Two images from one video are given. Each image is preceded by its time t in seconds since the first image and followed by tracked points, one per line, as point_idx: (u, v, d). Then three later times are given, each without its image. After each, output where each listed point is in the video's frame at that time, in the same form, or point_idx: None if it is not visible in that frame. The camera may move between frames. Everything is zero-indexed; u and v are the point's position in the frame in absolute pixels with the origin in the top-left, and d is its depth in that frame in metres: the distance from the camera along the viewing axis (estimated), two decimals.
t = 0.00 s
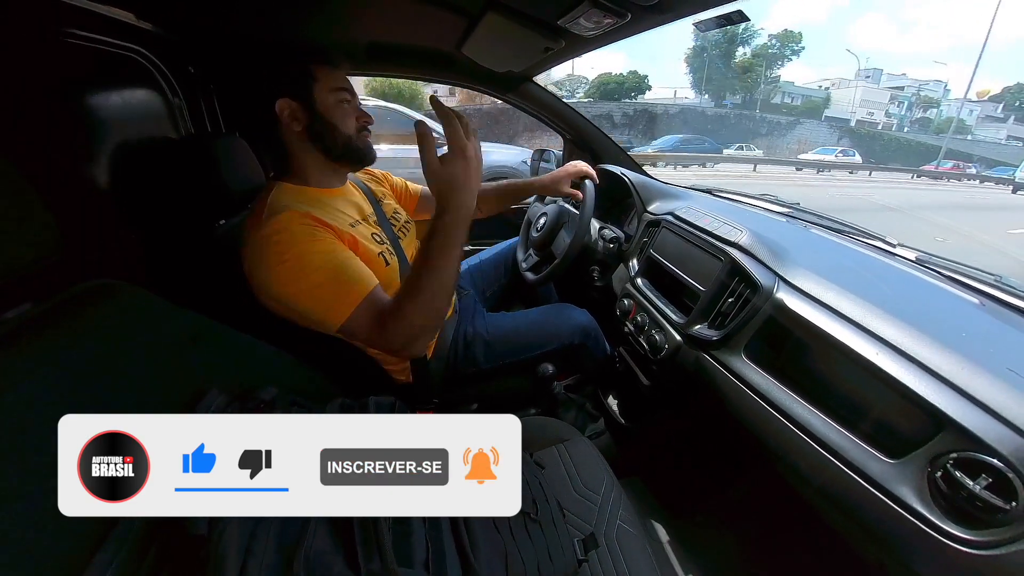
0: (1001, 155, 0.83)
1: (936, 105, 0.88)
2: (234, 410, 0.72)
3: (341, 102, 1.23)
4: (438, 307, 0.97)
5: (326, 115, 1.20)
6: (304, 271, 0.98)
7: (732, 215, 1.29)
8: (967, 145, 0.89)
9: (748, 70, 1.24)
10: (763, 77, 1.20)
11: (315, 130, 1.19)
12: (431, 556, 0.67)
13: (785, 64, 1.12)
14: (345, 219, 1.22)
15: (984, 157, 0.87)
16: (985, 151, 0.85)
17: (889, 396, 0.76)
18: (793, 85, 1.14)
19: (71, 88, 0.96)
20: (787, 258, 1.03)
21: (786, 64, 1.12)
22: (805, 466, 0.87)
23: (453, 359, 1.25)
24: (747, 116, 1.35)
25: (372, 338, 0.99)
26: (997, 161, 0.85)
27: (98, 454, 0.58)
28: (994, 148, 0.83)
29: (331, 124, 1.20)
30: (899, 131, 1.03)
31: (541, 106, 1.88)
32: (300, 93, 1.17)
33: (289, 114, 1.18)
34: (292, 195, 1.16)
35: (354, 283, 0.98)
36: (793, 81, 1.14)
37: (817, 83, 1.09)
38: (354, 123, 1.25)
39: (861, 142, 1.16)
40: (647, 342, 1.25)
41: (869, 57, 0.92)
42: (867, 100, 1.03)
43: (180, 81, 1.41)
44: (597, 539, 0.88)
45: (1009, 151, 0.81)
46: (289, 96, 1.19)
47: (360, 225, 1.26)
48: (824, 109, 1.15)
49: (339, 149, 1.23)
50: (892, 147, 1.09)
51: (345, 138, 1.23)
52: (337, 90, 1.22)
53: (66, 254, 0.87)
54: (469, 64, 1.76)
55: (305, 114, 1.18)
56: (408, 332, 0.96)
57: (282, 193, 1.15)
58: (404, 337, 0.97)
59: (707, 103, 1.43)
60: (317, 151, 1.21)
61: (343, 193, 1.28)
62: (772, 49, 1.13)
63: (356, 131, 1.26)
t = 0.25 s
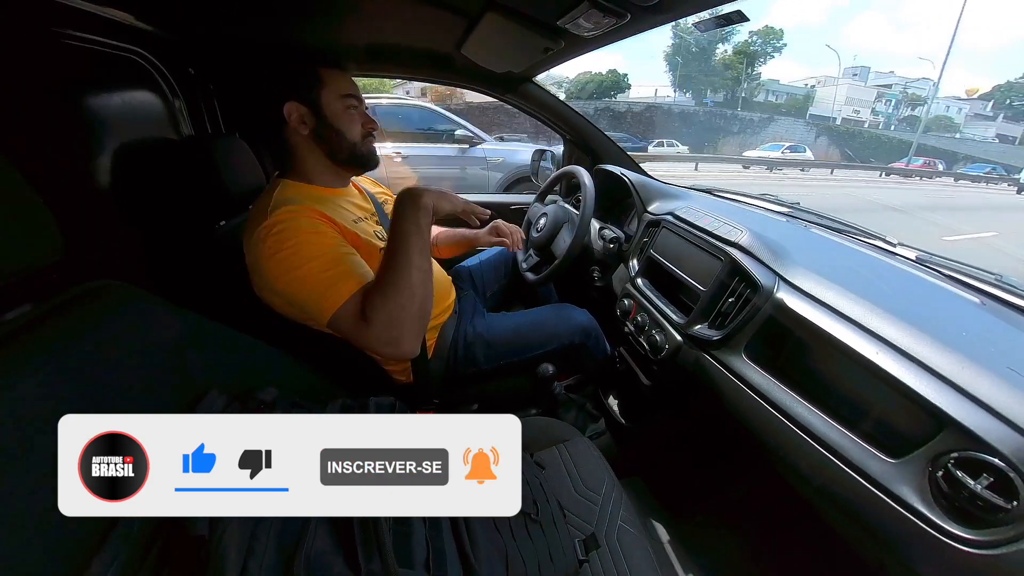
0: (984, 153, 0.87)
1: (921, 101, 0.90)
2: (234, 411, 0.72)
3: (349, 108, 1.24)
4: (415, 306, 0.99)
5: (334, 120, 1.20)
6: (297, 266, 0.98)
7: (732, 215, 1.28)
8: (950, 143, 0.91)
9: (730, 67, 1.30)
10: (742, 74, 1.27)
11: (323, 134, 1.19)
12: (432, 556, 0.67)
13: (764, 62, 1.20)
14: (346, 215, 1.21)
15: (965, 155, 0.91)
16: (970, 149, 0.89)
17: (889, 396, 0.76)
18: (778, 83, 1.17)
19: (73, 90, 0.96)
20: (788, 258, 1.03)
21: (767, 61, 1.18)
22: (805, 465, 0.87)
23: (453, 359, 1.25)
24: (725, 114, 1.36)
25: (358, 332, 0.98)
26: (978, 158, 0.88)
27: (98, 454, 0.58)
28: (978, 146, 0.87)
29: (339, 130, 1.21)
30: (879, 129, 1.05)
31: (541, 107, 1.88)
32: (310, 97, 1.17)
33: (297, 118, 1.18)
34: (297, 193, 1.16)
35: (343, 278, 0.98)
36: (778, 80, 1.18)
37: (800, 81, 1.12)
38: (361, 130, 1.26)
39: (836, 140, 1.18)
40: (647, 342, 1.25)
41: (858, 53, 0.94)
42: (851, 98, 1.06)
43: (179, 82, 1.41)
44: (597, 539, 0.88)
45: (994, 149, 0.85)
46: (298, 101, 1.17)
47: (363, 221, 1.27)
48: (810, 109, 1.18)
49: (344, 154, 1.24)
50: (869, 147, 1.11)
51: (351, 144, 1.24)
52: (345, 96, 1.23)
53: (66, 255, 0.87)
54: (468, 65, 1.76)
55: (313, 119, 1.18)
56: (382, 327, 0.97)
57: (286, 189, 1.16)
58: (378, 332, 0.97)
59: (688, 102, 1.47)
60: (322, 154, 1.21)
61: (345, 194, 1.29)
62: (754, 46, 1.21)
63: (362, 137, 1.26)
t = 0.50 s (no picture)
0: (969, 151, 0.92)
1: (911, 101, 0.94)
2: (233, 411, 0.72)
3: (346, 109, 1.24)
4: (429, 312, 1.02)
5: (332, 121, 1.21)
6: (310, 270, 0.98)
7: (732, 216, 1.29)
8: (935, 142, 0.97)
9: (711, 64, 1.39)
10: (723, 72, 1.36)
11: (320, 136, 1.20)
12: (431, 556, 0.67)
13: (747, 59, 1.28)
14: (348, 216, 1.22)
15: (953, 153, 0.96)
16: (956, 147, 0.94)
17: (888, 397, 0.76)
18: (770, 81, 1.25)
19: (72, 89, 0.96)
20: (787, 259, 1.03)
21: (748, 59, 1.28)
22: (804, 465, 0.87)
23: (452, 360, 1.25)
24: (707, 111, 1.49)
25: (370, 336, 0.99)
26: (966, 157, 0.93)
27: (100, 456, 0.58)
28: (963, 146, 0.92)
29: (336, 131, 1.21)
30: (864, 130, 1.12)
31: (541, 108, 1.88)
32: (307, 98, 1.17)
33: (294, 118, 1.17)
34: (300, 192, 1.16)
35: (357, 283, 1.00)
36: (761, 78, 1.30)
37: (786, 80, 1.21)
38: (356, 130, 1.26)
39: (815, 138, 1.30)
40: (647, 343, 1.25)
41: (845, 52, 1.00)
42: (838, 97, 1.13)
43: (179, 82, 1.41)
44: (597, 540, 0.88)
45: (979, 147, 0.90)
46: (295, 102, 1.17)
47: (366, 221, 1.27)
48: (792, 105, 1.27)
49: (342, 154, 1.24)
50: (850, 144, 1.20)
51: (348, 144, 1.24)
52: (342, 97, 1.24)
53: (66, 255, 0.87)
54: (469, 65, 1.77)
55: (311, 120, 1.19)
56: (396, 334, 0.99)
57: (287, 190, 1.15)
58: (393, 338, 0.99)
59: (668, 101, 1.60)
60: (321, 154, 1.22)
61: (344, 194, 1.28)
62: (737, 45, 1.28)
63: (359, 137, 1.27)
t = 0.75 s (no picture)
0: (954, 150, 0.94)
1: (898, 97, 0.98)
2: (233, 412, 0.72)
3: (343, 108, 1.25)
4: (435, 332, 1.09)
5: (331, 121, 1.21)
6: (313, 279, 1.00)
7: (732, 217, 1.29)
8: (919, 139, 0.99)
9: (690, 60, 1.38)
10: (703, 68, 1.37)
11: (321, 136, 1.20)
12: (431, 557, 0.67)
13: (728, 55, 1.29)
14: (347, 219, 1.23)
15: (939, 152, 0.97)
16: (941, 145, 0.96)
17: (887, 396, 0.77)
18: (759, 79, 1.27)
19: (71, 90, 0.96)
20: (786, 259, 1.03)
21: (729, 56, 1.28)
22: (804, 465, 0.87)
23: (452, 361, 1.25)
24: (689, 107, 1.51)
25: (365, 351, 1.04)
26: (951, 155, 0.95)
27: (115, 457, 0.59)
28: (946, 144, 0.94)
29: (336, 130, 1.22)
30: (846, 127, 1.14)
31: (541, 108, 1.88)
32: (303, 99, 1.17)
33: (292, 121, 1.17)
34: (296, 195, 1.16)
35: (360, 297, 1.04)
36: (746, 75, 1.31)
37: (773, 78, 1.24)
38: (355, 128, 1.28)
39: (795, 138, 1.33)
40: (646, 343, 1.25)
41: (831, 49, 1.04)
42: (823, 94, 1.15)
43: (178, 82, 1.41)
44: (597, 540, 0.88)
45: (964, 145, 0.91)
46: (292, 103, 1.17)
47: (363, 224, 1.28)
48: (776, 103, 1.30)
49: (343, 155, 1.25)
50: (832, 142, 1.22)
51: (348, 143, 1.25)
52: (338, 97, 1.24)
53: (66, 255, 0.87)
54: (468, 66, 1.76)
55: (310, 122, 1.19)
56: (399, 350, 1.05)
57: (285, 195, 1.16)
58: (394, 354, 1.04)
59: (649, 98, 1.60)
60: (322, 155, 1.22)
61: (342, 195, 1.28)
62: (715, 41, 1.29)
63: (357, 136, 1.29)
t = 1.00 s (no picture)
0: (941, 148, 0.97)
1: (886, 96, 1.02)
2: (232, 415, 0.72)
3: (343, 108, 1.25)
4: (433, 361, 1.18)
5: (333, 124, 1.21)
6: (316, 292, 1.01)
7: (732, 216, 1.28)
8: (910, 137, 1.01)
9: (668, 57, 1.45)
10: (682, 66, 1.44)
11: (324, 139, 1.20)
12: (431, 557, 0.67)
13: (707, 53, 1.35)
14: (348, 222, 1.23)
15: (925, 150, 1.00)
16: (929, 143, 0.98)
17: (887, 395, 0.77)
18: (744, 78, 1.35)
19: (71, 90, 0.96)
20: (786, 259, 1.03)
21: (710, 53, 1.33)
22: (805, 465, 0.87)
23: (452, 362, 1.25)
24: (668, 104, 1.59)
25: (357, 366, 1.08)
26: (938, 154, 0.98)
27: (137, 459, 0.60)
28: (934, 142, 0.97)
29: (338, 133, 1.22)
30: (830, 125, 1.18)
31: (542, 108, 1.88)
32: (303, 102, 1.18)
33: (293, 126, 1.17)
34: (299, 201, 1.16)
35: (362, 314, 1.06)
36: (727, 73, 1.38)
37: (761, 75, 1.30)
38: (357, 127, 1.28)
39: (779, 136, 1.36)
40: (646, 343, 1.25)
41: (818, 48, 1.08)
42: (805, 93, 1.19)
43: (178, 83, 1.41)
44: (597, 541, 0.89)
45: (952, 143, 0.95)
46: (291, 108, 1.17)
47: (366, 228, 1.29)
48: (758, 102, 1.38)
49: (345, 158, 1.24)
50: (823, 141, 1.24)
51: (351, 146, 1.25)
52: (339, 97, 1.24)
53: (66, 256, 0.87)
54: (468, 67, 1.77)
55: (311, 125, 1.18)
56: (397, 370, 1.12)
57: (284, 199, 1.16)
58: (391, 371, 1.11)
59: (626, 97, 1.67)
60: (323, 158, 1.21)
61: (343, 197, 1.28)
62: (697, 39, 1.33)
63: (360, 136, 1.28)
